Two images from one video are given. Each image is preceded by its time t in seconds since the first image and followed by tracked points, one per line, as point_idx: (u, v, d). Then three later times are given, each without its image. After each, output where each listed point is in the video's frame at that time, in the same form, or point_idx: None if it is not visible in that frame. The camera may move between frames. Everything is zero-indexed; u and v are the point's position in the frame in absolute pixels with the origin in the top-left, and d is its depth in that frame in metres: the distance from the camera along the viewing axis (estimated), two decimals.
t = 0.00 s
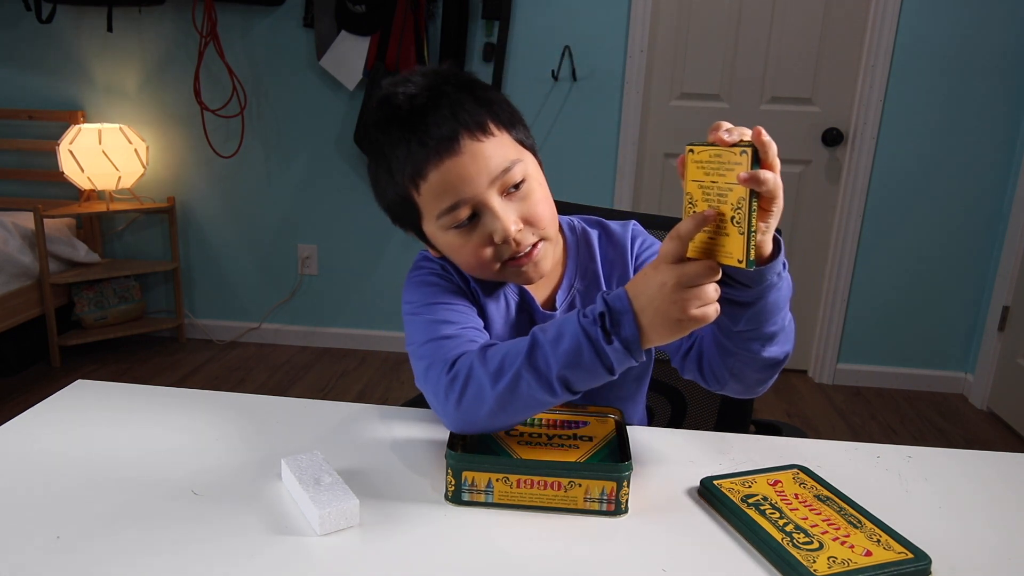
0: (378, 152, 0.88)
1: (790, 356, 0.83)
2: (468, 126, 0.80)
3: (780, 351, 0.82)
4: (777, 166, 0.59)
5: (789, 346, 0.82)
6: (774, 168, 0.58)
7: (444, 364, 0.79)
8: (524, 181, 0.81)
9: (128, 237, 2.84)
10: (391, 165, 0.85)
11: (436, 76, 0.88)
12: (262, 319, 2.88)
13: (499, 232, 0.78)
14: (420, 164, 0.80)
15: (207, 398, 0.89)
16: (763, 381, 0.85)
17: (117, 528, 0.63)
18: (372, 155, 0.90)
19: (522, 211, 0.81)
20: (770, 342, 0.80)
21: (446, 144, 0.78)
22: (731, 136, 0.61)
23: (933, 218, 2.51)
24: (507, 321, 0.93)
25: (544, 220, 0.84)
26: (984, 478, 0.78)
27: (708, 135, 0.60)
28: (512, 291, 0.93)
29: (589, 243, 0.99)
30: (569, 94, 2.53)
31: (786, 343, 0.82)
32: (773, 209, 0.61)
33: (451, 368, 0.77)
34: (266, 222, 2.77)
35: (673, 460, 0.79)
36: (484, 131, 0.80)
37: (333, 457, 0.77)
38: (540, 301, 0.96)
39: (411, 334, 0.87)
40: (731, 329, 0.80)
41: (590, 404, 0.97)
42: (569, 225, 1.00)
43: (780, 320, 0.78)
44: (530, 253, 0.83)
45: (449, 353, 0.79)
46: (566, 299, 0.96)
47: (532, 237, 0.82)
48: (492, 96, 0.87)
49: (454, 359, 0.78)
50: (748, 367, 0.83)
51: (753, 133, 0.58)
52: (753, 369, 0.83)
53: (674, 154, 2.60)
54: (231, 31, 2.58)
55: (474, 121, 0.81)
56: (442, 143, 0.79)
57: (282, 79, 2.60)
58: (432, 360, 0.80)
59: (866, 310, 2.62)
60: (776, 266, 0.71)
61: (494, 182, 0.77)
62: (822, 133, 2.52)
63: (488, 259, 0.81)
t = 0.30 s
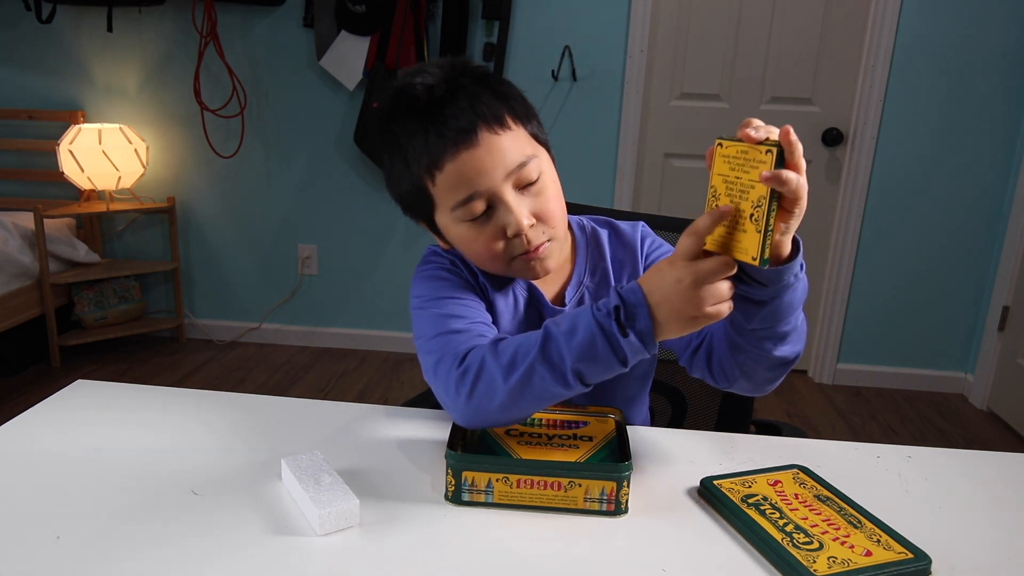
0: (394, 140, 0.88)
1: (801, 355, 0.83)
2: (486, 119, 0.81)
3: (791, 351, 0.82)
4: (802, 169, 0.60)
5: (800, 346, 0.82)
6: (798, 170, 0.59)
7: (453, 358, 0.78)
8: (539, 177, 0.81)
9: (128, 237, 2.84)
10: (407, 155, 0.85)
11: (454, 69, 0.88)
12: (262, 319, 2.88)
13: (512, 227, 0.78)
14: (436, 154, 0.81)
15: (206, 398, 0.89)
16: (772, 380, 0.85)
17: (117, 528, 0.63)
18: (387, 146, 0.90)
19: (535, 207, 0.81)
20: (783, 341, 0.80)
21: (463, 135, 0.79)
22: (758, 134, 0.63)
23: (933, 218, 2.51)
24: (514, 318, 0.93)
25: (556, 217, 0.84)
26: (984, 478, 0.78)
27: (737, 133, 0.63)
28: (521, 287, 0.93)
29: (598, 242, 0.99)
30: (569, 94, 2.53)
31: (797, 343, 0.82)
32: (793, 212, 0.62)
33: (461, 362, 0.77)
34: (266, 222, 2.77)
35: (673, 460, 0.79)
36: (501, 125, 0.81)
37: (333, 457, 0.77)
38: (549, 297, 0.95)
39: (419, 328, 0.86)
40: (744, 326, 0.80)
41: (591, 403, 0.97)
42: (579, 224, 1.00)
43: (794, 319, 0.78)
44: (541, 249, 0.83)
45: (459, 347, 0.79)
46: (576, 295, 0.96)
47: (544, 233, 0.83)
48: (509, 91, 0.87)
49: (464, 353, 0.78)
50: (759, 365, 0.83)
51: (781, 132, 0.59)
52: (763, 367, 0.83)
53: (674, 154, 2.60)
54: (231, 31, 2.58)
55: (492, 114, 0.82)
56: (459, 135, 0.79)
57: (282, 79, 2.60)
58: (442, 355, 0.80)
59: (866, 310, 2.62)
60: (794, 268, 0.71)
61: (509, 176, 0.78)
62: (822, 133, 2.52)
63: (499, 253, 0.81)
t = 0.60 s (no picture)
0: (404, 132, 0.89)
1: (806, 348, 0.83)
2: (497, 112, 0.82)
3: (796, 343, 0.81)
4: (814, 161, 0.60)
5: (806, 339, 0.82)
6: (808, 161, 0.60)
7: (459, 352, 0.78)
8: (547, 171, 0.82)
9: (128, 237, 2.84)
10: (417, 147, 0.86)
11: (467, 64, 0.90)
12: (262, 319, 2.88)
13: (520, 219, 0.79)
14: (447, 145, 0.81)
15: (206, 399, 0.89)
16: (778, 373, 0.85)
17: (117, 528, 0.63)
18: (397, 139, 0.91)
19: (543, 201, 0.81)
20: (787, 333, 0.80)
21: (475, 126, 0.80)
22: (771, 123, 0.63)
23: (933, 218, 2.51)
24: (518, 315, 0.93)
25: (562, 213, 0.85)
26: (984, 478, 0.78)
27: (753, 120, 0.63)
28: (525, 285, 0.93)
29: (602, 241, 1.00)
30: (569, 94, 2.53)
31: (802, 336, 0.82)
32: (801, 204, 0.62)
33: (467, 355, 0.77)
34: (266, 222, 2.77)
35: (674, 460, 0.79)
36: (513, 119, 0.82)
37: (333, 457, 0.77)
38: (553, 294, 0.96)
39: (422, 323, 0.86)
40: (748, 317, 0.80)
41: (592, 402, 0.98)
42: (583, 223, 1.00)
43: (799, 312, 0.78)
44: (547, 244, 0.83)
45: (464, 341, 0.79)
46: (580, 292, 0.96)
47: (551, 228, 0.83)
48: (521, 87, 0.89)
49: (470, 347, 0.78)
50: (764, 357, 0.83)
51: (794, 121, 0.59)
52: (768, 359, 0.83)
53: (674, 154, 2.60)
54: (231, 31, 2.58)
55: (504, 108, 0.83)
56: (471, 126, 0.80)
57: (282, 79, 2.60)
58: (447, 349, 0.80)
59: (866, 310, 2.62)
60: (799, 258, 0.71)
61: (519, 169, 0.79)
62: (822, 133, 2.52)
63: (506, 247, 0.82)
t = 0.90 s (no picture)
0: (410, 126, 0.89)
1: (806, 350, 0.83)
2: (501, 107, 0.83)
3: (796, 345, 0.82)
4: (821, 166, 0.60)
5: (806, 341, 0.82)
6: (816, 165, 0.59)
7: (462, 349, 0.78)
8: (550, 167, 0.82)
9: (128, 237, 2.84)
10: (422, 141, 0.86)
11: (472, 60, 0.91)
12: (263, 319, 2.88)
13: (523, 214, 0.79)
14: (451, 138, 0.82)
15: (205, 399, 0.89)
16: (777, 374, 0.85)
17: (117, 528, 0.63)
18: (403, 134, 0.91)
19: (547, 196, 0.82)
20: (788, 335, 0.80)
21: (479, 120, 0.81)
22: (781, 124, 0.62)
23: (933, 218, 2.51)
24: (519, 313, 0.92)
25: (566, 209, 0.85)
26: (983, 477, 0.78)
27: (764, 119, 0.62)
28: (527, 283, 0.93)
29: (604, 240, 1.00)
30: (569, 94, 2.53)
31: (802, 337, 0.82)
32: (806, 208, 0.62)
33: (471, 352, 0.77)
34: (266, 222, 2.77)
35: (674, 460, 0.79)
36: (516, 114, 0.83)
37: (333, 457, 0.77)
38: (555, 293, 0.96)
39: (425, 320, 0.86)
40: (750, 318, 0.80)
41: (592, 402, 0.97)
42: (584, 223, 1.01)
43: (800, 314, 0.78)
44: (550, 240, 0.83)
45: (468, 338, 0.79)
46: (581, 290, 0.96)
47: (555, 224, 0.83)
48: (525, 84, 0.90)
49: (473, 344, 0.78)
50: (764, 358, 0.83)
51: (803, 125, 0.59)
52: (768, 360, 0.83)
53: (674, 154, 2.60)
54: (230, 31, 2.58)
55: (508, 104, 0.84)
56: (475, 119, 0.81)
57: (282, 78, 2.60)
58: (451, 346, 0.79)
59: (866, 310, 2.62)
60: (802, 263, 0.71)
61: (522, 163, 0.79)
62: (822, 133, 2.52)
63: (509, 242, 0.82)
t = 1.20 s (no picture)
0: (418, 114, 0.90)
1: (802, 353, 0.83)
2: (511, 103, 0.83)
3: (792, 348, 0.82)
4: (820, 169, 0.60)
5: (802, 344, 0.82)
6: (815, 168, 0.59)
7: (459, 343, 0.78)
8: (555, 166, 0.83)
9: (128, 237, 2.84)
10: (429, 131, 0.87)
11: (485, 55, 0.91)
12: (263, 319, 2.88)
13: (524, 210, 0.79)
14: (459, 130, 0.82)
15: (206, 399, 0.89)
16: (773, 376, 0.85)
17: (116, 528, 0.63)
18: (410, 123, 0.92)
19: (550, 194, 0.82)
20: (784, 338, 0.80)
21: (488, 114, 0.81)
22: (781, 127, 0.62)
23: (933, 218, 2.51)
24: (519, 310, 0.92)
25: (567, 209, 0.85)
26: (983, 477, 0.78)
27: (765, 122, 0.62)
28: (526, 280, 0.93)
29: (603, 239, 1.00)
30: (569, 94, 2.53)
31: (799, 341, 0.82)
32: (804, 212, 0.62)
33: (468, 346, 0.77)
34: (266, 221, 2.76)
35: (674, 460, 0.79)
36: (525, 112, 0.83)
37: (333, 457, 0.77)
38: (554, 291, 0.96)
39: (423, 315, 0.86)
40: (746, 321, 0.80)
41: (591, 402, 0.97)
42: (584, 222, 1.01)
43: (796, 318, 0.78)
44: (550, 238, 0.83)
45: (466, 332, 0.79)
46: (580, 289, 0.96)
47: (555, 222, 0.83)
48: (535, 84, 0.91)
49: (471, 338, 0.78)
50: (760, 361, 0.83)
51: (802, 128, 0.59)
52: (764, 363, 0.83)
53: (674, 154, 2.60)
54: (230, 31, 2.58)
55: (518, 101, 0.84)
56: (484, 112, 0.81)
57: (282, 79, 2.60)
58: (448, 340, 0.80)
59: (866, 310, 2.62)
60: (800, 267, 0.71)
61: (527, 160, 0.80)
62: (822, 133, 2.52)
63: (509, 237, 0.82)
